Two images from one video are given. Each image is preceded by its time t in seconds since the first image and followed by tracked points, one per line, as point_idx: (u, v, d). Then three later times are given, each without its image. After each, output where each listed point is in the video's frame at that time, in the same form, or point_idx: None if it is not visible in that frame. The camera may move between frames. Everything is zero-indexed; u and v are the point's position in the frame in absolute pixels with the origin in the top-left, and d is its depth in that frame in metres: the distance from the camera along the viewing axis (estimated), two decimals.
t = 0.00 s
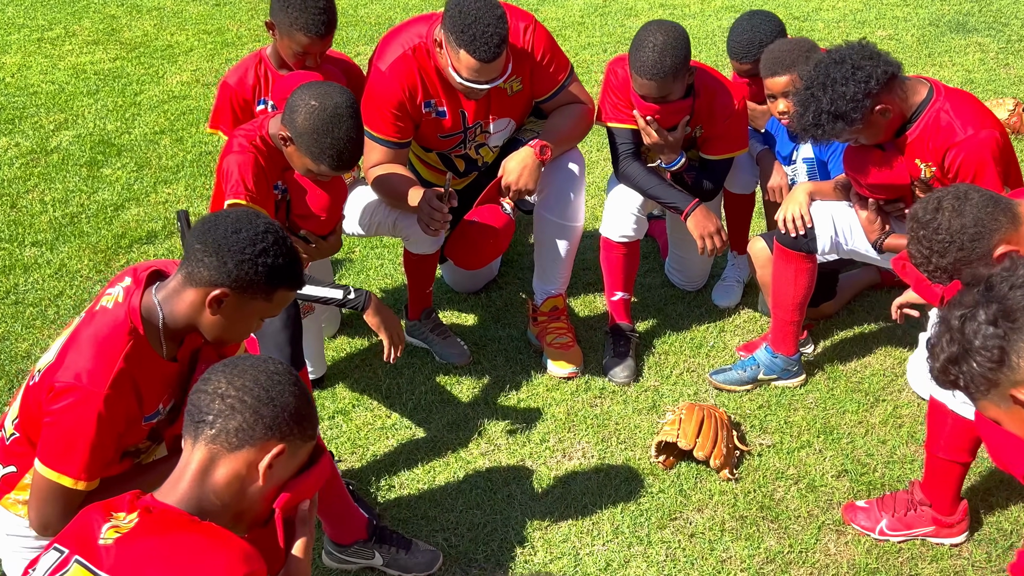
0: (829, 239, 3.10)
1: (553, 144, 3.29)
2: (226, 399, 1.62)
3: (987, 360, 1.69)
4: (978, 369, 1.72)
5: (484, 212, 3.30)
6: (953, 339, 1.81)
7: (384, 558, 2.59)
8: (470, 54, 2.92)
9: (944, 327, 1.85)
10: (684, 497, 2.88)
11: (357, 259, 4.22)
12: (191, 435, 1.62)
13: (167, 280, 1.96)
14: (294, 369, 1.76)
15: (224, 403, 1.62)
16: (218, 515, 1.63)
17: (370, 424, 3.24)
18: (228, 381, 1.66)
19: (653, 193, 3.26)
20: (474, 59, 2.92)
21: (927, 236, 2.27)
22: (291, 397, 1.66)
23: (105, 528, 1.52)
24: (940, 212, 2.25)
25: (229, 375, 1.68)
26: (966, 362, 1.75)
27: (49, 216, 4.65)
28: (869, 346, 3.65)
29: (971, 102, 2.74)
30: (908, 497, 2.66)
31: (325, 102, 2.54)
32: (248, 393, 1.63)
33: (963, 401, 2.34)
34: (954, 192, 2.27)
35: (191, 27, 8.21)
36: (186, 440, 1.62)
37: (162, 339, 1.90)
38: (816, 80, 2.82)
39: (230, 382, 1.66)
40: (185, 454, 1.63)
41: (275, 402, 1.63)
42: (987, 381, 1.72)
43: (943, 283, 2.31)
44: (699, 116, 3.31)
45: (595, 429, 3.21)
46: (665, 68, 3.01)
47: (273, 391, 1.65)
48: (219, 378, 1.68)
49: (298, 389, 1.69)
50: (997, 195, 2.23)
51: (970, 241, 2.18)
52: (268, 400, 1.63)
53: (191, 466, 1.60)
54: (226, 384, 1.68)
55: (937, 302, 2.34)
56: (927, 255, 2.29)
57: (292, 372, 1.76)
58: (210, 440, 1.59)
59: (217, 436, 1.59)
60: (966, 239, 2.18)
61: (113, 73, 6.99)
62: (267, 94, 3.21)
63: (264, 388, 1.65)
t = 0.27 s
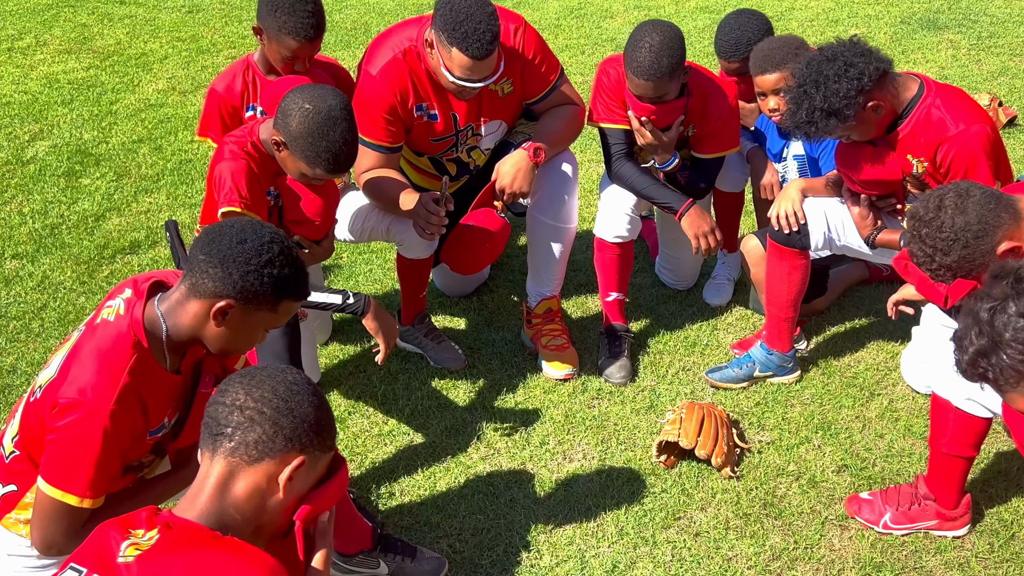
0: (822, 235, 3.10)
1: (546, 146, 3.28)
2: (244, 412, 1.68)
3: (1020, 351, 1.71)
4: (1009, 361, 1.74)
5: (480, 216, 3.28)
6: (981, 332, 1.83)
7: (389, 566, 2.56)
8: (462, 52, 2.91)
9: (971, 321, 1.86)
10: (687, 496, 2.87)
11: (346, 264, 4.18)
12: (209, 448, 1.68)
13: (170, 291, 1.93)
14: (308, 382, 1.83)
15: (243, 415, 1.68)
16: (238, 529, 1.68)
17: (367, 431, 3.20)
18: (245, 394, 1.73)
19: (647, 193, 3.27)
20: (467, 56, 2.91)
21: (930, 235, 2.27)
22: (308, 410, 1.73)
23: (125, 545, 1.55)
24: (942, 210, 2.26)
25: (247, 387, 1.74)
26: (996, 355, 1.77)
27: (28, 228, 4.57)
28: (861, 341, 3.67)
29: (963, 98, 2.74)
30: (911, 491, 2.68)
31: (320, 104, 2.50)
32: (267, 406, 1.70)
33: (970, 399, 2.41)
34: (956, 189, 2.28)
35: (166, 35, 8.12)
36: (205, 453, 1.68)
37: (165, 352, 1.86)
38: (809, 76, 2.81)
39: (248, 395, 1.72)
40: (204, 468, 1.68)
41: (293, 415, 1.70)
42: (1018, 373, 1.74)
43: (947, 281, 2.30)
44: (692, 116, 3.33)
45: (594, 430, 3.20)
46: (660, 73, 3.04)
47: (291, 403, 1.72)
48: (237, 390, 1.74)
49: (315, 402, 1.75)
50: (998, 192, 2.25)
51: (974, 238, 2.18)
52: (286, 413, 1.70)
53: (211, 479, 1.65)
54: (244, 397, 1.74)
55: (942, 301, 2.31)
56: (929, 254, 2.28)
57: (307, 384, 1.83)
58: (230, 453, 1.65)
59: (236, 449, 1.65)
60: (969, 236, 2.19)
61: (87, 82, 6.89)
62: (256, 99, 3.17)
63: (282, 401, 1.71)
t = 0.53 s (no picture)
0: (808, 234, 3.14)
1: (531, 149, 3.27)
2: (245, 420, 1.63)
3: None
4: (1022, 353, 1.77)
5: (465, 219, 3.23)
6: (991, 324, 1.86)
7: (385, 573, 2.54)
8: (448, 56, 2.91)
9: (981, 314, 1.89)
10: (680, 496, 2.88)
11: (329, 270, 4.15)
12: (209, 458, 1.63)
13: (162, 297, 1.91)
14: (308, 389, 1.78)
15: (243, 424, 1.63)
16: (239, 540, 1.63)
17: (357, 438, 3.18)
18: (245, 402, 1.68)
19: (634, 195, 3.29)
20: (452, 60, 2.91)
21: (921, 235, 2.29)
22: (309, 416, 1.68)
23: (126, 559, 1.52)
24: (934, 211, 2.27)
25: (247, 396, 1.70)
26: (1009, 346, 1.80)
27: (3, 239, 4.49)
28: (846, 338, 3.71)
29: (944, 98, 2.78)
30: (904, 486, 2.72)
31: (303, 109, 2.48)
32: (267, 413, 1.65)
33: (960, 394, 2.46)
34: (947, 189, 2.29)
35: (137, 42, 8.03)
36: (205, 463, 1.62)
37: (160, 358, 1.84)
38: (791, 79, 2.84)
39: (247, 403, 1.68)
40: (203, 478, 1.63)
41: (294, 422, 1.65)
42: None
43: (937, 281, 2.32)
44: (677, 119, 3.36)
45: (585, 432, 3.20)
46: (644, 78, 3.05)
47: (292, 410, 1.67)
48: (236, 399, 1.70)
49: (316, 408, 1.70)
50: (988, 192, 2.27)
51: (965, 239, 2.20)
52: (287, 420, 1.64)
53: (211, 489, 1.60)
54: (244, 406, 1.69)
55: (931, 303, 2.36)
56: (921, 254, 2.29)
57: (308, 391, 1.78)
58: (230, 463, 1.60)
59: (237, 458, 1.60)
60: (961, 236, 2.20)
61: (58, 90, 6.79)
62: (238, 105, 3.14)
63: (282, 408, 1.66)
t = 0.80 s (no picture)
0: (793, 229, 3.17)
1: (520, 149, 3.30)
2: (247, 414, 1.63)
3: None
4: None
5: (455, 217, 3.25)
6: (995, 306, 1.88)
7: (383, 570, 2.54)
8: (436, 56, 2.93)
9: (986, 296, 1.92)
10: (674, 490, 2.91)
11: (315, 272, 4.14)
12: (210, 453, 1.62)
13: (162, 293, 1.90)
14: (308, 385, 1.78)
15: (246, 418, 1.63)
16: (242, 535, 1.62)
17: (349, 438, 3.18)
18: (247, 398, 1.67)
19: (623, 193, 3.35)
20: (441, 60, 2.93)
21: (912, 233, 2.32)
22: (311, 411, 1.68)
23: (129, 556, 1.49)
24: (924, 208, 2.30)
25: (247, 391, 1.69)
26: (1013, 326, 1.82)
27: None
28: (830, 332, 3.77)
29: (925, 95, 2.83)
30: (893, 475, 2.77)
31: (291, 107, 2.48)
32: (269, 408, 1.65)
33: (948, 384, 2.50)
34: (936, 186, 2.33)
35: (113, 49, 7.97)
36: (207, 458, 1.61)
37: (160, 352, 1.83)
38: (777, 78, 2.87)
39: (249, 398, 1.67)
40: (205, 474, 1.62)
41: (296, 416, 1.65)
42: None
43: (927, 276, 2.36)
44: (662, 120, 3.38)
45: (577, 429, 3.22)
46: (631, 78, 3.08)
47: (293, 405, 1.67)
48: (237, 394, 1.69)
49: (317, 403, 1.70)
50: (975, 188, 2.32)
51: (956, 235, 2.24)
52: (289, 414, 1.65)
53: (213, 484, 1.59)
54: (245, 400, 1.69)
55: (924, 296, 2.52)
56: (912, 251, 2.33)
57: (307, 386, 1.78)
58: (233, 458, 1.59)
59: (239, 453, 1.59)
60: (952, 233, 2.24)
61: (34, 97, 6.72)
62: (225, 106, 3.13)
63: (284, 403, 1.66)
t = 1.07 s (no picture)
0: (775, 223, 3.25)
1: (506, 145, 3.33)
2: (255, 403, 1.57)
3: None
4: (1019, 310, 1.88)
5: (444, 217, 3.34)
6: (990, 285, 1.96)
7: (381, 564, 2.56)
8: (424, 55, 2.95)
9: (981, 275, 2.00)
10: (664, 479, 2.96)
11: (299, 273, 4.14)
12: (218, 444, 1.56)
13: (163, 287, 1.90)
14: (313, 373, 1.73)
15: (254, 408, 1.57)
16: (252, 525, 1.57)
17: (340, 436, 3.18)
18: (253, 387, 1.62)
19: (608, 189, 3.40)
20: (429, 59, 2.95)
21: (901, 224, 2.44)
22: (319, 399, 1.63)
23: (142, 546, 1.44)
24: (912, 200, 2.43)
25: (255, 380, 1.63)
26: (1006, 304, 1.90)
27: None
28: (810, 324, 3.84)
29: (903, 90, 2.91)
30: (877, 461, 2.85)
31: (276, 103, 2.46)
32: (278, 396, 1.59)
33: (933, 370, 2.59)
34: (921, 177, 2.46)
35: (82, 54, 7.89)
36: (214, 449, 1.55)
37: (164, 346, 1.83)
38: (759, 75, 2.93)
39: (256, 387, 1.61)
40: (213, 464, 1.56)
41: (305, 405, 1.60)
42: None
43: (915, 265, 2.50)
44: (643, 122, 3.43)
45: (567, 422, 3.25)
46: (616, 86, 3.12)
47: (302, 393, 1.62)
48: (244, 383, 1.63)
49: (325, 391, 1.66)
50: (958, 178, 2.45)
51: (944, 225, 2.37)
52: (298, 402, 1.60)
53: (223, 475, 1.54)
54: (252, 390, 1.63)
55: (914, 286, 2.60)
56: (902, 242, 2.46)
57: (313, 374, 1.73)
58: (242, 448, 1.54)
59: (249, 443, 1.54)
60: (939, 222, 2.37)
61: (4, 102, 6.64)
62: (211, 106, 3.14)
63: (292, 391, 1.61)
